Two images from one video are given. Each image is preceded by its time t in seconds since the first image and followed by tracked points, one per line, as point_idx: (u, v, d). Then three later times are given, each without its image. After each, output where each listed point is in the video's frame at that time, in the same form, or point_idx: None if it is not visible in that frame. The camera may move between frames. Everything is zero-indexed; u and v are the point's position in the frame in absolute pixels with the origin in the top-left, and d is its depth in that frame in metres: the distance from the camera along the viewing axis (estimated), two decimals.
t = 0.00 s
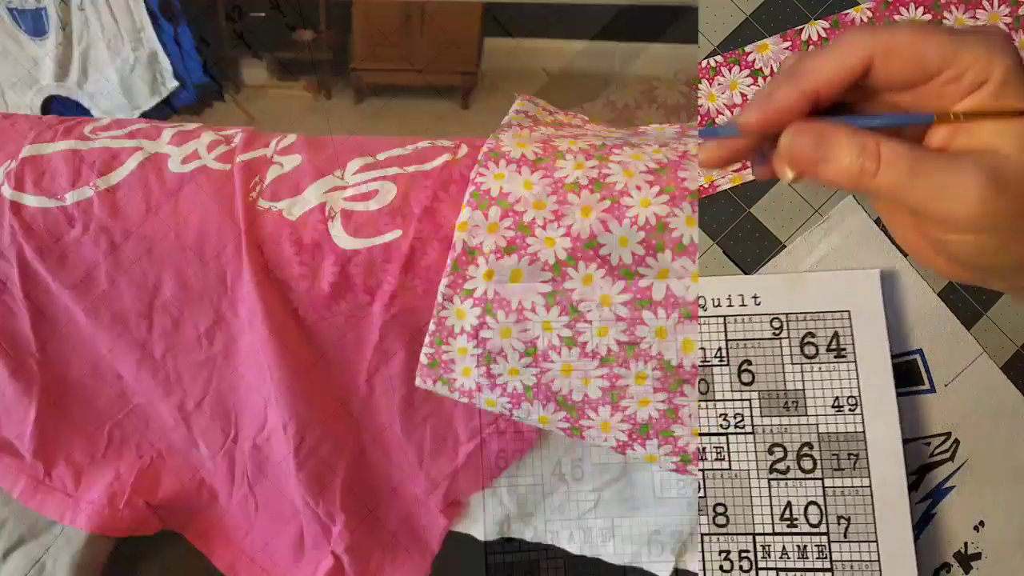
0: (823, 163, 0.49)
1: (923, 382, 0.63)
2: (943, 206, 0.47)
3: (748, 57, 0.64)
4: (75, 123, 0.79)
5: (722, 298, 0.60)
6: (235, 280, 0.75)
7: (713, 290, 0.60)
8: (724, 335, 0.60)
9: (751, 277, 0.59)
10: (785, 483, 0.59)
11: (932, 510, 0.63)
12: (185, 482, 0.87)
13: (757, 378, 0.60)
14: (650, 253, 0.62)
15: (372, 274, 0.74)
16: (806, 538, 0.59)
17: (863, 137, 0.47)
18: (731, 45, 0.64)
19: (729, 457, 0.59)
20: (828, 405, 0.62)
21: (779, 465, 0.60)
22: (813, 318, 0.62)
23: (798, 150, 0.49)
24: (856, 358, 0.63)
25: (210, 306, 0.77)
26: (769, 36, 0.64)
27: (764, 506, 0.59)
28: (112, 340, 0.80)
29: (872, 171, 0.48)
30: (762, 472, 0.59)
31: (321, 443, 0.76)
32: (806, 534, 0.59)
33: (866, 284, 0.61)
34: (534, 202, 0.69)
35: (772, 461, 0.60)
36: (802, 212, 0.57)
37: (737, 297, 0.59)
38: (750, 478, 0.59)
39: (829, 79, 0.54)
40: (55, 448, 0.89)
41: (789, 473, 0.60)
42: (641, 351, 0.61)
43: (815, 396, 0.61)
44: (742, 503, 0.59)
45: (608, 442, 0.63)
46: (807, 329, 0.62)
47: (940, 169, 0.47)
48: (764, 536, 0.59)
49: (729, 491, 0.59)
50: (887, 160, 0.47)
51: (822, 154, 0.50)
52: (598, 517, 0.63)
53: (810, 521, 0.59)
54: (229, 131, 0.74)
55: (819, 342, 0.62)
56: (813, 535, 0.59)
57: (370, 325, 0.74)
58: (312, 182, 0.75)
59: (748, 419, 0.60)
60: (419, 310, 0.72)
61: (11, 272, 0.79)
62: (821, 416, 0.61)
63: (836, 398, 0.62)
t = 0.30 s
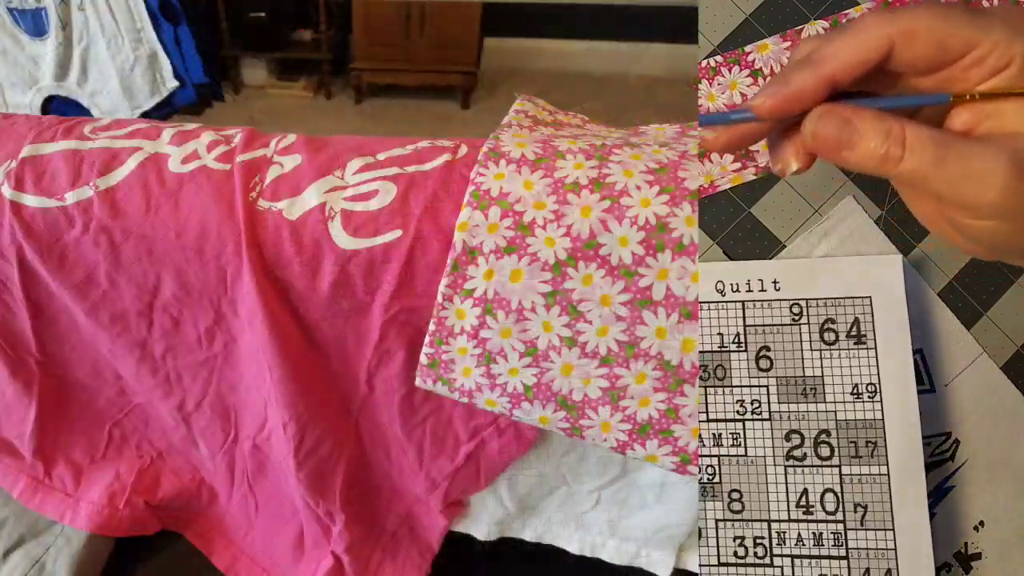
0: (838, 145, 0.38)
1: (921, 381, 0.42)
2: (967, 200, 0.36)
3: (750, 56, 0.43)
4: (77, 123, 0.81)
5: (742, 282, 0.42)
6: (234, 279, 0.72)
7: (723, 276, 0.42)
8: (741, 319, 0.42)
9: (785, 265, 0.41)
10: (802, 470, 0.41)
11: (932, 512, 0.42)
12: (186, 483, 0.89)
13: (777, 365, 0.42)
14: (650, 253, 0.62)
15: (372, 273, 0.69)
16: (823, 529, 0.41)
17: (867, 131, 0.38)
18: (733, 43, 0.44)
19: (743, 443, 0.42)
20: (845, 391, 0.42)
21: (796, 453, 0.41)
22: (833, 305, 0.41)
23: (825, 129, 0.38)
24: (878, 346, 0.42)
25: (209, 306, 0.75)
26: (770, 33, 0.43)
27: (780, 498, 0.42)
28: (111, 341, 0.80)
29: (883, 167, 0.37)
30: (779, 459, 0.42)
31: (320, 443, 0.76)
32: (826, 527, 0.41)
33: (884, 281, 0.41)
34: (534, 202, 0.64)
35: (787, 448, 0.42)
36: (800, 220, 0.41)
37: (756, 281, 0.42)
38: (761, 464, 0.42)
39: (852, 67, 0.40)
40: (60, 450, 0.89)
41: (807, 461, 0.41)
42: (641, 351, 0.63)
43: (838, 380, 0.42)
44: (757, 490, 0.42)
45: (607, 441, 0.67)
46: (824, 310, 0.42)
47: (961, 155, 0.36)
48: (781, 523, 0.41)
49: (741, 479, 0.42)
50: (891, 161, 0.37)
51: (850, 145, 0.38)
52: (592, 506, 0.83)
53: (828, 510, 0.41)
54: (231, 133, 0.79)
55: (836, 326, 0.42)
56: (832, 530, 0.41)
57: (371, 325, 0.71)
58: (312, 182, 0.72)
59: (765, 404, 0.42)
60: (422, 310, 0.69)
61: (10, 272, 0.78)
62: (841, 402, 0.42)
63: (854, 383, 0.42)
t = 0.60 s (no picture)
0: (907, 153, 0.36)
1: (920, 380, 0.41)
2: None
3: (749, 57, 0.44)
4: (77, 123, 0.81)
5: (709, 303, 0.42)
6: (234, 279, 0.72)
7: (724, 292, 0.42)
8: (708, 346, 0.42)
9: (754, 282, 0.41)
10: (769, 498, 0.41)
11: (929, 512, 0.42)
12: (186, 483, 0.90)
13: (742, 389, 0.42)
14: (650, 253, 0.62)
15: (372, 273, 0.69)
16: (791, 557, 0.41)
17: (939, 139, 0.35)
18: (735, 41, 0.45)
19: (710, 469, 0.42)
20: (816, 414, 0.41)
21: (763, 480, 0.42)
22: (800, 323, 0.41)
23: (904, 139, 0.36)
24: (848, 365, 0.41)
25: (209, 306, 0.75)
26: (771, 33, 0.43)
27: (747, 527, 0.42)
28: (111, 342, 0.80)
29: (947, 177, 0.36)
30: (748, 489, 0.42)
31: (319, 444, 0.76)
32: (793, 555, 0.41)
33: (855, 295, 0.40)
34: (534, 202, 0.64)
35: (754, 475, 0.42)
36: (801, 220, 0.41)
37: (721, 301, 0.42)
38: (727, 492, 0.42)
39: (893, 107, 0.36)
40: (61, 449, 0.89)
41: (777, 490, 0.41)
42: (641, 351, 0.63)
43: (807, 403, 0.41)
44: (724, 519, 0.42)
45: (607, 441, 0.67)
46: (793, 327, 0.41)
47: None
48: (747, 553, 0.42)
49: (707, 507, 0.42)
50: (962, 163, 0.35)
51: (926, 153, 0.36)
52: (593, 506, 0.83)
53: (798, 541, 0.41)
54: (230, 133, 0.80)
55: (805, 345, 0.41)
56: (801, 558, 0.41)
57: (371, 326, 0.71)
58: (312, 183, 0.72)
59: (732, 428, 0.42)
60: (422, 311, 0.69)
61: (11, 272, 0.78)
62: (810, 426, 0.41)
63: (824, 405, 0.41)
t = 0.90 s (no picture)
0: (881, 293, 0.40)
1: (920, 381, 0.41)
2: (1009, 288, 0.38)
3: (749, 58, 0.44)
4: (77, 123, 0.82)
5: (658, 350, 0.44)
6: (234, 279, 0.72)
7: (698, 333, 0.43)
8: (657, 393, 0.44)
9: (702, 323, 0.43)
10: (722, 545, 0.43)
11: (929, 512, 0.41)
12: (186, 483, 0.90)
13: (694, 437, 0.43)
14: (650, 253, 0.62)
15: (371, 273, 0.69)
16: None
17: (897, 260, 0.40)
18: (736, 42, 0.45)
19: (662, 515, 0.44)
20: (763, 455, 0.43)
21: (716, 527, 0.43)
22: (744, 363, 0.42)
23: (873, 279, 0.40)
24: (795, 404, 0.42)
25: (209, 306, 0.75)
26: (771, 34, 0.44)
27: None
28: (112, 342, 0.80)
29: (925, 297, 0.40)
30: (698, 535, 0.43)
31: (319, 443, 0.76)
32: None
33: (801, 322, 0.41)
34: (534, 202, 0.64)
35: (706, 522, 0.43)
36: (800, 221, 0.41)
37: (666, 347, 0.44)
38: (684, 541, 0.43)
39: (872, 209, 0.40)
40: (61, 449, 0.89)
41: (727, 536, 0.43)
42: (641, 351, 0.63)
43: (754, 446, 0.43)
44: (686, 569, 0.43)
45: (607, 441, 0.67)
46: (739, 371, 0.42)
47: (989, 235, 0.37)
48: None
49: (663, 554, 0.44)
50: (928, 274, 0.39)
51: (893, 284, 0.40)
52: (592, 506, 0.83)
53: None
54: (230, 133, 0.80)
55: (752, 386, 0.42)
56: None
57: (371, 326, 0.71)
58: (312, 182, 0.72)
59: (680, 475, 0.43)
60: (422, 311, 0.69)
61: (10, 272, 0.78)
62: (759, 469, 0.43)
63: (772, 447, 0.43)
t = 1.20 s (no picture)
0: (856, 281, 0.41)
1: (919, 380, 0.41)
2: (979, 267, 0.38)
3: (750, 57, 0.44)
4: (77, 124, 0.82)
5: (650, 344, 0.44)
6: (234, 279, 0.72)
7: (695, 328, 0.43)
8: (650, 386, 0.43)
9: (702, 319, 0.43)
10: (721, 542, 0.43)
11: (929, 511, 0.41)
12: (186, 482, 0.90)
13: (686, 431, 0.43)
14: (650, 253, 0.62)
15: (372, 273, 0.68)
16: None
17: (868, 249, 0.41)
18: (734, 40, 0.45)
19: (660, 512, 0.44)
20: (762, 451, 0.43)
21: (714, 523, 0.43)
22: (739, 359, 0.43)
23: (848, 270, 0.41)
24: (792, 399, 0.42)
25: (209, 306, 0.74)
26: (771, 34, 0.44)
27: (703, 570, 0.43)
28: (112, 342, 0.80)
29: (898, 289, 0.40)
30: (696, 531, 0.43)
31: (320, 444, 0.76)
32: None
33: (796, 320, 0.42)
34: (534, 202, 0.64)
35: (705, 518, 0.43)
36: (800, 220, 0.41)
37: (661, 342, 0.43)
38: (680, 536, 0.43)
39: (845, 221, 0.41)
40: (61, 449, 0.89)
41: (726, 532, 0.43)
42: (641, 351, 0.63)
43: (751, 442, 0.43)
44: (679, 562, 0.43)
45: (607, 441, 0.67)
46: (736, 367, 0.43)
47: (951, 213, 0.38)
48: None
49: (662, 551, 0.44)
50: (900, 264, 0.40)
51: (869, 282, 0.40)
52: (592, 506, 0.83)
53: None
54: (230, 133, 0.80)
55: (749, 381, 0.43)
56: None
57: (371, 326, 0.71)
58: (312, 182, 0.72)
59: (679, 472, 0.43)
60: (422, 311, 0.69)
61: (10, 272, 0.78)
62: (757, 465, 0.43)
63: (770, 443, 0.43)
